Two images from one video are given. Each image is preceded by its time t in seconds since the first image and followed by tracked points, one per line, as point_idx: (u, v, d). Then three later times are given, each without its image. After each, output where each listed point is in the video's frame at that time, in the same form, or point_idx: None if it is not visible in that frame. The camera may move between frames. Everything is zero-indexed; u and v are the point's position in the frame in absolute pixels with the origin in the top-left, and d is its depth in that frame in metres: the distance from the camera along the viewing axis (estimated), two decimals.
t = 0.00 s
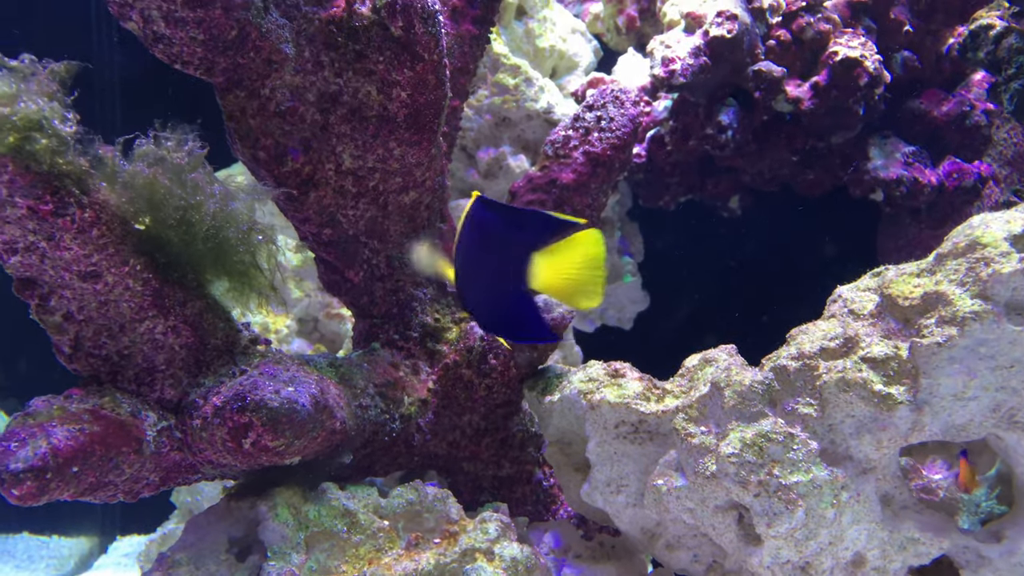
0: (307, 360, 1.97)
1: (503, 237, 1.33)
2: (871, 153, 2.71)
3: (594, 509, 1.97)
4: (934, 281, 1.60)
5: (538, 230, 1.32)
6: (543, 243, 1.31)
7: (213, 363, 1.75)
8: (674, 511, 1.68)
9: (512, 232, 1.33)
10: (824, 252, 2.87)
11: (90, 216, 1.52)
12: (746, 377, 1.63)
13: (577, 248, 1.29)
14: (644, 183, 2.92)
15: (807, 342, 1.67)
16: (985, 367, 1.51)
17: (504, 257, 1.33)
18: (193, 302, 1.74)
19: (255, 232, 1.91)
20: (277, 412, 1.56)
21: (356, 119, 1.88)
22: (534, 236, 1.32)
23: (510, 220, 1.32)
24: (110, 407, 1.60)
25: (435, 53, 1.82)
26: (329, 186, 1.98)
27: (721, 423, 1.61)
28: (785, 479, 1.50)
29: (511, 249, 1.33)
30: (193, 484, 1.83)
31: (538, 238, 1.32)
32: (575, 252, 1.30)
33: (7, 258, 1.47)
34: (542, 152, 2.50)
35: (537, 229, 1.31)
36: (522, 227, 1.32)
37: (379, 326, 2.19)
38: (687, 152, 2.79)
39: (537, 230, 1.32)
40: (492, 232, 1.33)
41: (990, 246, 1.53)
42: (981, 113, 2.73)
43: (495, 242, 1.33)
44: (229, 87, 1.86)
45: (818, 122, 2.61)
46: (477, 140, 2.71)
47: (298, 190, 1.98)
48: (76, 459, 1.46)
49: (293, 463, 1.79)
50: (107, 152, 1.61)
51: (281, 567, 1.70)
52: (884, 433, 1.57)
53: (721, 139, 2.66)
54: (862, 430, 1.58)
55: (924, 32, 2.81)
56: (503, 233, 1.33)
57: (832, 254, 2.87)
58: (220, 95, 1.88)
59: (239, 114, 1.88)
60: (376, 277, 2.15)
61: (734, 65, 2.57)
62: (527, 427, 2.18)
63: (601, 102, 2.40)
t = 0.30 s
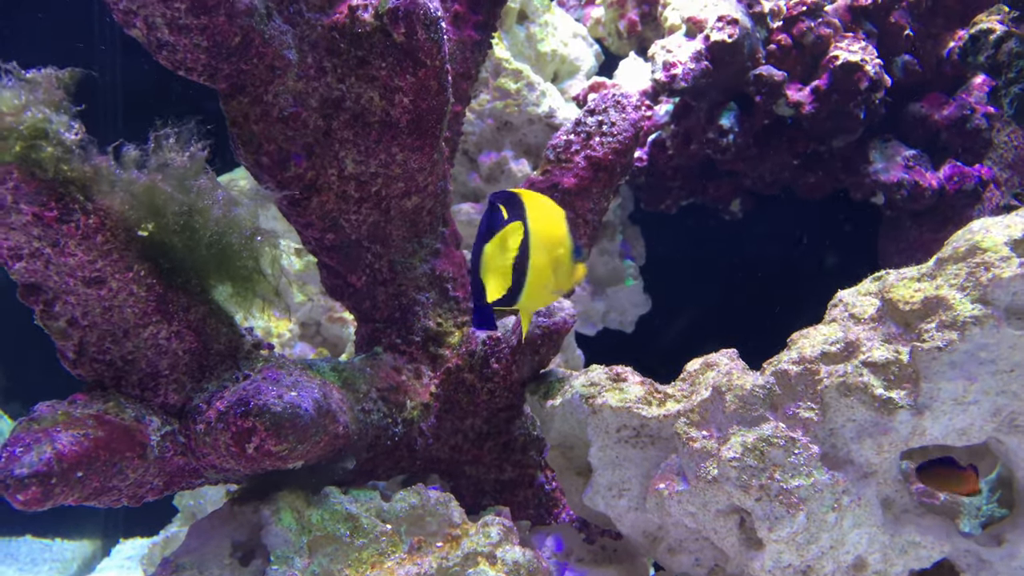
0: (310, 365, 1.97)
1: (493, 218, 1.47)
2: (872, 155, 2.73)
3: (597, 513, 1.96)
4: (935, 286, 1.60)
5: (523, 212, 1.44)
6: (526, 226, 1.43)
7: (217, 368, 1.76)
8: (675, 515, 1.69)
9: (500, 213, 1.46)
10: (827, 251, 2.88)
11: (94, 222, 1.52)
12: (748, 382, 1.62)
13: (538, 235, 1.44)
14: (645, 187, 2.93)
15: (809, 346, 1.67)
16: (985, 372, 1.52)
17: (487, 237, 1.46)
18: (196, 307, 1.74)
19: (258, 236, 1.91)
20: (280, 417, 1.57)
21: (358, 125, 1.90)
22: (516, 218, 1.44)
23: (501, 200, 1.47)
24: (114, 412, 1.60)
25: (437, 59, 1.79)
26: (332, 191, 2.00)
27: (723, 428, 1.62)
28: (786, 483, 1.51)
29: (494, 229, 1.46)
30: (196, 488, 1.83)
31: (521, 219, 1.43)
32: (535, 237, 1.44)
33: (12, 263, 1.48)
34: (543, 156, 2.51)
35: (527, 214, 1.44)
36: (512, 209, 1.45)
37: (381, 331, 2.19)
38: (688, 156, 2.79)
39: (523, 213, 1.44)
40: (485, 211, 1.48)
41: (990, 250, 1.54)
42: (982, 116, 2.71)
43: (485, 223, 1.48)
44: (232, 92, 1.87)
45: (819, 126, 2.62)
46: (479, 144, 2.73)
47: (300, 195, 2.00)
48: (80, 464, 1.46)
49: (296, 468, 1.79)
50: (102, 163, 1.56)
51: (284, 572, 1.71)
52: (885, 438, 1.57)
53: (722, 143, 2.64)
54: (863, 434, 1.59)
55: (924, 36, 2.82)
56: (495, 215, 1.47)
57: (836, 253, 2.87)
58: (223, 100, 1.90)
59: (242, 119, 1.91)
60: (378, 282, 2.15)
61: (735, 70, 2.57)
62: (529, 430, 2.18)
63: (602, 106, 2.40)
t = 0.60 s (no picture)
0: (299, 378, 1.97)
1: (523, 235, 1.48)
2: (862, 165, 2.76)
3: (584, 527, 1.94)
4: (918, 300, 1.62)
5: (561, 232, 1.46)
6: (561, 248, 1.45)
7: (204, 383, 1.76)
8: (661, 529, 1.69)
9: (532, 230, 1.47)
10: (820, 264, 2.85)
11: (81, 239, 1.52)
12: (733, 397, 1.64)
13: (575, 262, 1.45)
14: (636, 198, 2.94)
15: (794, 360, 1.68)
16: (968, 387, 1.53)
17: (511, 253, 1.47)
18: (183, 322, 1.74)
19: (244, 249, 1.98)
20: (267, 433, 1.59)
21: (347, 139, 1.92)
22: (549, 239, 1.46)
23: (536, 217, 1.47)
24: (100, 428, 1.61)
25: (425, 74, 1.82)
26: (321, 205, 2.00)
27: (708, 442, 1.63)
28: (771, 498, 1.52)
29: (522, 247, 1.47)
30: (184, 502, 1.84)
31: (556, 241, 1.45)
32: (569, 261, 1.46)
33: None
34: (534, 167, 2.51)
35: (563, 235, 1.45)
36: (548, 228, 1.46)
37: (371, 343, 2.19)
38: (678, 167, 2.81)
39: (558, 234, 1.46)
40: (510, 225, 1.48)
41: (974, 266, 1.55)
42: (970, 127, 2.76)
43: (510, 238, 1.48)
44: (221, 107, 1.87)
45: (809, 137, 2.63)
46: (470, 155, 2.72)
47: (289, 209, 2.01)
48: (65, 481, 1.48)
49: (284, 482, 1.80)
50: (86, 178, 1.56)
51: None
52: (869, 453, 1.58)
53: (713, 154, 2.66)
54: (847, 449, 1.59)
55: (913, 47, 2.83)
56: (525, 231, 1.48)
57: (828, 267, 2.84)
58: (212, 115, 1.90)
59: (231, 134, 1.91)
60: (368, 294, 2.15)
61: (725, 81, 2.59)
62: (519, 442, 2.17)
63: (593, 118, 2.40)
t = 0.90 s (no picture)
0: (274, 384, 1.97)
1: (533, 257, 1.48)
2: (843, 171, 2.75)
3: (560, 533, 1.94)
4: (890, 306, 1.63)
5: (574, 260, 1.46)
6: (573, 275, 1.46)
7: (177, 389, 1.75)
8: (635, 535, 1.69)
9: (544, 254, 1.47)
10: (808, 270, 2.86)
11: (49, 245, 1.52)
12: (705, 403, 1.67)
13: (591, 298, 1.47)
14: (620, 202, 2.95)
15: (766, 365, 1.68)
16: (938, 394, 1.55)
17: (517, 272, 1.48)
18: (155, 328, 1.73)
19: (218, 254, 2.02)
20: (239, 440, 1.59)
21: (324, 144, 1.92)
22: (560, 265, 1.47)
23: (549, 242, 1.48)
24: (69, 435, 1.61)
25: (401, 79, 1.84)
26: (297, 210, 2.00)
27: (680, 448, 1.65)
28: (742, 504, 1.52)
29: (530, 267, 1.48)
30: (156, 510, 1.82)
31: (567, 267, 1.46)
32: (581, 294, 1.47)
33: None
34: (515, 172, 2.51)
35: (575, 264, 1.46)
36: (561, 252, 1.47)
37: (349, 348, 2.19)
38: (660, 171, 2.81)
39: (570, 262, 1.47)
40: (521, 246, 1.48)
41: (944, 272, 1.57)
42: (952, 132, 2.76)
43: (519, 258, 1.48)
44: (195, 112, 1.87)
45: (791, 142, 2.63)
46: (452, 159, 2.71)
47: (265, 214, 1.99)
48: (32, 489, 1.49)
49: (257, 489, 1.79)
50: (56, 183, 1.59)
51: None
52: (840, 458, 1.57)
53: (694, 159, 2.65)
54: (818, 455, 1.58)
55: (893, 53, 2.85)
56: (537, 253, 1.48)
57: (816, 272, 2.85)
58: (187, 120, 1.89)
59: (205, 139, 1.89)
60: (345, 299, 2.14)
61: (706, 86, 2.59)
62: (498, 448, 2.16)
63: (573, 123, 2.40)
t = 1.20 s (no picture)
0: (246, 380, 1.97)
1: (528, 263, 1.44)
2: (821, 168, 2.77)
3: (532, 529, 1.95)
4: (857, 300, 1.64)
5: (570, 270, 1.44)
6: (568, 284, 1.44)
7: (145, 384, 1.75)
8: (604, 529, 1.70)
9: (540, 261, 1.44)
10: (788, 265, 2.83)
11: (14, 239, 1.53)
12: (672, 397, 1.65)
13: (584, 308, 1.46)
14: (600, 198, 2.94)
15: (735, 359, 1.69)
16: (901, 386, 1.56)
17: (510, 278, 1.44)
18: (123, 323, 1.73)
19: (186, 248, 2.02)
20: (205, 434, 1.59)
21: (296, 139, 1.93)
22: (556, 275, 1.44)
23: (545, 250, 1.44)
24: (34, 430, 1.61)
25: (373, 74, 1.83)
26: (270, 206, 2.00)
27: (648, 442, 1.64)
28: (707, 496, 1.53)
29: (526, 272, 1.44)
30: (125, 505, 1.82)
31: (563, 278, 1.43)
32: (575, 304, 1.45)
33: None
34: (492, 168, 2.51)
35: (572, 274, 1.43)
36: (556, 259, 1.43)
37: (323, 344, 2.18)
38: (640, 168, 2.82)
39: (565, 271, 1.44)
40: (517, 252, 1.44)
41: (909, 266, 1.58)
42: (930, 129, 2.79)
43: (513, 263, 1.44)
44: (166, 106, 1.85)
45: (767, 138, 2.66)
46: (431, 155, 2.71)
47: (237, 210, 1.99)
48: None
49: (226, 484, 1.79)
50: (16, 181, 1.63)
51: None
52: (805, 451, 1.59)
53: (672, 155, 2.64)
54: (784, 448, 1.60)
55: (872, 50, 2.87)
56: (532, 260, 1.44)
57: (796, 267, 2.83)
58: (157, 115, 1.87)
59: (176, 134, 1.87)
60: (320, 295, 2.14)
61: (684, 83, 2.60)
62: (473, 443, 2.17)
63: (550, 119, 2.41)
